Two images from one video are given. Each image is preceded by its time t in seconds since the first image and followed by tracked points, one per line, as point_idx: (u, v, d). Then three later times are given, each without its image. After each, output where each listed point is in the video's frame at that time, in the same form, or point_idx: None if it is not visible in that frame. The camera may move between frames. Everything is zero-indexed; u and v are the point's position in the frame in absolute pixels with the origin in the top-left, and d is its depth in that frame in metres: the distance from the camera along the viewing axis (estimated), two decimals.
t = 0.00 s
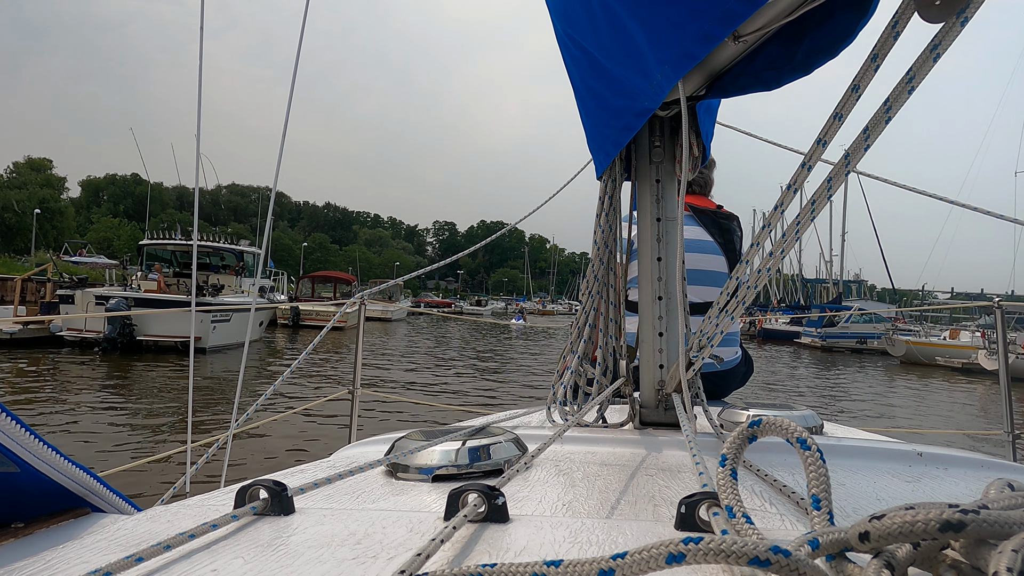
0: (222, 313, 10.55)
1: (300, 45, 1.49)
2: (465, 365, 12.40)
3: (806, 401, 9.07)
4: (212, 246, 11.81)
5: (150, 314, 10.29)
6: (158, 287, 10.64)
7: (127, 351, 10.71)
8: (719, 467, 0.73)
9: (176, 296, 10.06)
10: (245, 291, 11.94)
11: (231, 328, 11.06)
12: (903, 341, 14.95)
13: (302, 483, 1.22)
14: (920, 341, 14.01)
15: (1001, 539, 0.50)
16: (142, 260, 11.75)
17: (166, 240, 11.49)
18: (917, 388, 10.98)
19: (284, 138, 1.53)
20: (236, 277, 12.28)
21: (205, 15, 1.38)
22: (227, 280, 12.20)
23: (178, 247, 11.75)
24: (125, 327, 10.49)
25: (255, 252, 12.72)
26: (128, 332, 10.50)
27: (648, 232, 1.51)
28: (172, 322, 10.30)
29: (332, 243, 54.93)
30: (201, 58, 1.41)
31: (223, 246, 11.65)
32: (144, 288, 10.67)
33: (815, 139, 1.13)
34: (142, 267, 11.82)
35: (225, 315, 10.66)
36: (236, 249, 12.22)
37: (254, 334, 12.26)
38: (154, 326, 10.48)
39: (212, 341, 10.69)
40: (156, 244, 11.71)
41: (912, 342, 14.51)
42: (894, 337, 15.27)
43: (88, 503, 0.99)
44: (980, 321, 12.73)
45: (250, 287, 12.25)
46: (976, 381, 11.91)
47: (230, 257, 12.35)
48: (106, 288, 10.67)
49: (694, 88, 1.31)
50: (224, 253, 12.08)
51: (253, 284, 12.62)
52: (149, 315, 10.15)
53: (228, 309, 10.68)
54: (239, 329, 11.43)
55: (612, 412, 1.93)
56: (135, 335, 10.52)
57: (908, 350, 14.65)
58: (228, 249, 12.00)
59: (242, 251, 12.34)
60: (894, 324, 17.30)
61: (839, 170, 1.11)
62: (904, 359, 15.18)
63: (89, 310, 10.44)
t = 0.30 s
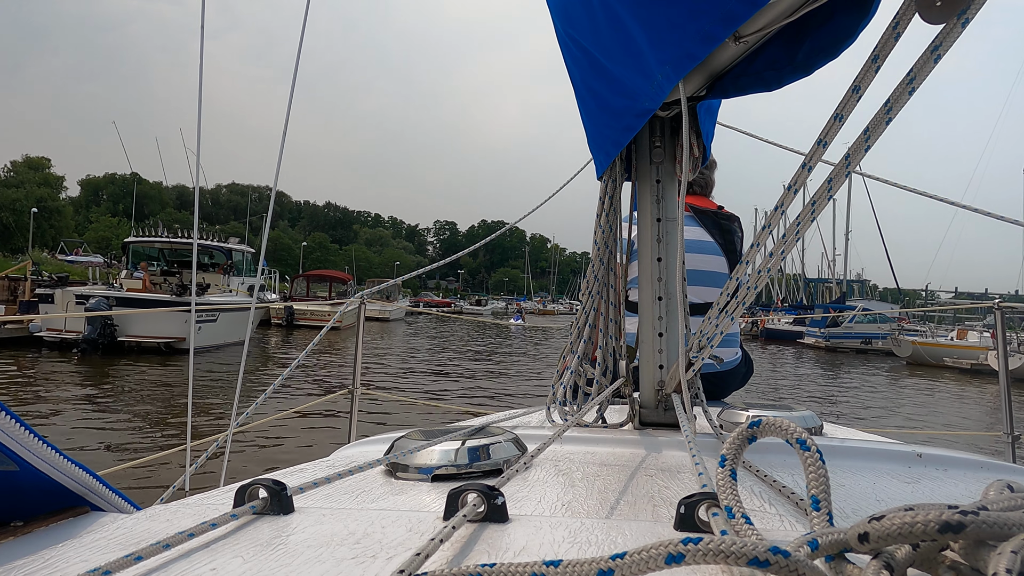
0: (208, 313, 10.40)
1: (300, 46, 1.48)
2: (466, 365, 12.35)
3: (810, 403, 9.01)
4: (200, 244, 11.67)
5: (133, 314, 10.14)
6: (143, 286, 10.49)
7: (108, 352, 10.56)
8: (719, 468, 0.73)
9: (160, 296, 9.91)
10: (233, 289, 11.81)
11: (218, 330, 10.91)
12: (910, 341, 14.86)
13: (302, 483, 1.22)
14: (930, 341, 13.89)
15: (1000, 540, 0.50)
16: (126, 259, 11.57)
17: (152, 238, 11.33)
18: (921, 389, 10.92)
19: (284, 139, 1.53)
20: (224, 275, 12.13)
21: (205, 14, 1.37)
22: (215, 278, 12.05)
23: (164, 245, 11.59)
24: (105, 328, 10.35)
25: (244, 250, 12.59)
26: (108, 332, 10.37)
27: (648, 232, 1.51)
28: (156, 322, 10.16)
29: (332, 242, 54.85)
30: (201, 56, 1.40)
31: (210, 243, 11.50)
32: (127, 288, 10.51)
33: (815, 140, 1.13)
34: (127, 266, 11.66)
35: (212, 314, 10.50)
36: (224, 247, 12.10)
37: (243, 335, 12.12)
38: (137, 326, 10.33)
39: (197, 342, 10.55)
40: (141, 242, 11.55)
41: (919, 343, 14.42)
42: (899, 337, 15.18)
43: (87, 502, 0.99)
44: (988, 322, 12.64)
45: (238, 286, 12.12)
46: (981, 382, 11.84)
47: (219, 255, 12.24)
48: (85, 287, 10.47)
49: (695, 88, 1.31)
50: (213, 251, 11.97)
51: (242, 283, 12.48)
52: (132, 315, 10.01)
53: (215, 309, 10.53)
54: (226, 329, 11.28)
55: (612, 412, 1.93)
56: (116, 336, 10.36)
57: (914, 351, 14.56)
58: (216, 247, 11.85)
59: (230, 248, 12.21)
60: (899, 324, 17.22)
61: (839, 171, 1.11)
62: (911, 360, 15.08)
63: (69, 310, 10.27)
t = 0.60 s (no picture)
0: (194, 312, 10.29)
1: (301, 45, 1.48)
2: (467, 364, 12.30)
3: (814, 404, 8.97)
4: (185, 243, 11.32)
5: (115, 313, 9.98)
6: (127, 285, 10.28)
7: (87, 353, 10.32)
8: (718, 468, 0.73)
9: (143, 296, 9.78)
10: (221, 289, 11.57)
11: (204, 331, 10.79)
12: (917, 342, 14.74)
13: (300, 481, 1.22)
14: (936, 342, 13.82)
15: (998, 542, 0.50)
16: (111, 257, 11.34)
17: (138, 236, 11.08)
18: (925, 390, 10.87)
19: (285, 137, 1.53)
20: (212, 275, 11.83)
21: (206, 10, 1.37)
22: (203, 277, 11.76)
23: (150, 242, 11.35)
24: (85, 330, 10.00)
25: (232, 248, 12.23)
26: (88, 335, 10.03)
27: (648, 232, 1.51)
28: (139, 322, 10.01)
29: (332, 241, 54.70)
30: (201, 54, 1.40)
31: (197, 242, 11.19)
32: (110, 287, 10.32)
33: (815, 141, 1.13)
34: (113, 264, 11.44)
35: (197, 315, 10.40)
36: (210, 245, 11.69)
37: (232, 335, 12.03)
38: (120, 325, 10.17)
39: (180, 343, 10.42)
40: (126, 240, 11.30)
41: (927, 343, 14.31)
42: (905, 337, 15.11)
43: (86, 499, 0.99)
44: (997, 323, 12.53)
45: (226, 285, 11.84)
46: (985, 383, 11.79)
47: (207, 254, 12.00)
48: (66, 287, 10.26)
49: (694, 88, 1.31)
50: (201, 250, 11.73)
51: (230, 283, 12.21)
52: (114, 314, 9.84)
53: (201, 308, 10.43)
54: (213, 330, 11.16)
55: (610, 412, 1.93)
56: (96, 337, 10.17)
57: (921, 351, 14.47)
58: (201, 247, 11.46)
59: (217, 247, 11.84)
60: (904, 324, 17.13)
61: (838, 172, 1.11)
62: (918, 361, 14.98)
63: (47, 309, 10.09)
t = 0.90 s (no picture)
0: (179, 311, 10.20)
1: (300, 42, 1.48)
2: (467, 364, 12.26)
3: (818, 406, 8.90)
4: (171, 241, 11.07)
5: (95, 313, 9.63)
6: (110, 285, 9.94)
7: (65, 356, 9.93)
8: (715, 468, 0.73)
9: (124, 295, 9.70)
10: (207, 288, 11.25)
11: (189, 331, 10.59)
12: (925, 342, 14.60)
13: (298, 479, 1.22)
14: (945, 342, 13.69)
15: (994, 543, 0.50)
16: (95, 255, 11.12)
17: (124, 235, 10.93)
18: (929, 391, 10.81)
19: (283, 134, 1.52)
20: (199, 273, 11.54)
21: (206, 7, 1.36)
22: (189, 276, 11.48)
23: (138, 241, 11.19)
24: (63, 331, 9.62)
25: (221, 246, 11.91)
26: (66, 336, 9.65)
27: (647, 232, 1.51)
28: (119, 322, 9.68)
29: (332, 240, 54.60)
30: (201, 54, 1.39)
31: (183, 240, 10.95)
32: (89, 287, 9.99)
33: (815, 141, 1.13)
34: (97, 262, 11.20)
35: (182, 314, 10.32)
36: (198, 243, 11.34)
37: (221, 337, 11.92)
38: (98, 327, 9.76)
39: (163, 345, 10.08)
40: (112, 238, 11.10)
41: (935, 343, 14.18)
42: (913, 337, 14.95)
43: (83, 497, 0.99)
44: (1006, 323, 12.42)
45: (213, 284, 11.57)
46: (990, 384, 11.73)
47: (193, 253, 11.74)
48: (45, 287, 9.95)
49: (694, 88, 1.30)
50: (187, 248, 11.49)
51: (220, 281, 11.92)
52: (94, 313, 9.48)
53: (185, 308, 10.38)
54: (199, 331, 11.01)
55: (609, 412, 1.93)
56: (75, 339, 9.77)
57: (930, 351, 14.34)
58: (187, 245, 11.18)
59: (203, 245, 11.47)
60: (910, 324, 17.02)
61: (838, 172, 1.11)
62: (926, 361, 14.86)
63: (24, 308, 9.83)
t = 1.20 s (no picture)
0: (161, 311, 9.89)
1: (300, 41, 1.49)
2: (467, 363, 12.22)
3: (822, 408, 8.85)
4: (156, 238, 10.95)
5: (72, 312, 9.24)
6: (93, 285, 9.60)
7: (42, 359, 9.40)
8: (712, 468, 0.73)
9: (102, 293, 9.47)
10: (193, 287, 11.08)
11: (173, 332, 10.25)
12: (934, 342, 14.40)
13: (295, 476, 1.22)
14: (954, 342, 13.53)
15: (992, 544, 0.50)
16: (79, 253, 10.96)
17: (110, 233, 10.83)
18: (933, 392, 10.75)
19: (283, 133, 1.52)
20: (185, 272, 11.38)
21: (206, 5, 1.36)
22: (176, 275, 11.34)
23: (124, 239, 11.09)
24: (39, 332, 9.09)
25: (209, 245, 11.76)
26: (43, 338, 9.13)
27: (645, 231, 1.51)
28: (100, 322, 9.27)
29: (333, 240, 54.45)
30: (200, 53, 1.39)
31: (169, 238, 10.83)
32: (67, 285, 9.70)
33: (814, 142, 1.13)
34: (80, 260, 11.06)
35: (165, 315, 10.01)
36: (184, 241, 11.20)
37: (208, 338, 11.64)
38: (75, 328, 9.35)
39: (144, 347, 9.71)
40: (96, 236, 10.98)
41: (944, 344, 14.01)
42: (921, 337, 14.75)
43: (80, 493, 0.99)
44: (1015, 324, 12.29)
45: (199, 282, 11.40)
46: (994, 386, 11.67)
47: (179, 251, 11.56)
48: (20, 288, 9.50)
49: (694, 88, 1.30)
50: (172, 246, 11.30)
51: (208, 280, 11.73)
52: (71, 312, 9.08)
53: (168, 308, 10.09)
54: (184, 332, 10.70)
55: (606, 411, 1.92)
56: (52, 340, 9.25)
57: (938, 352, 14.19)
58: (173, 243, 11.05)
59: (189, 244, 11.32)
60: (917, 324, 16.88)
61: (837, 173, 1.11)
62: (934, 361, 14.69)
63: None
